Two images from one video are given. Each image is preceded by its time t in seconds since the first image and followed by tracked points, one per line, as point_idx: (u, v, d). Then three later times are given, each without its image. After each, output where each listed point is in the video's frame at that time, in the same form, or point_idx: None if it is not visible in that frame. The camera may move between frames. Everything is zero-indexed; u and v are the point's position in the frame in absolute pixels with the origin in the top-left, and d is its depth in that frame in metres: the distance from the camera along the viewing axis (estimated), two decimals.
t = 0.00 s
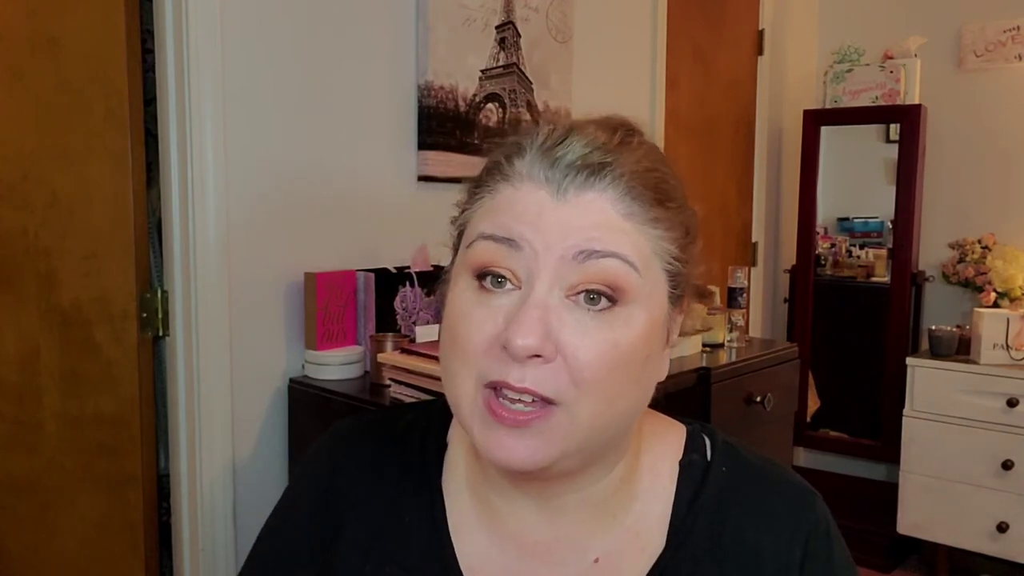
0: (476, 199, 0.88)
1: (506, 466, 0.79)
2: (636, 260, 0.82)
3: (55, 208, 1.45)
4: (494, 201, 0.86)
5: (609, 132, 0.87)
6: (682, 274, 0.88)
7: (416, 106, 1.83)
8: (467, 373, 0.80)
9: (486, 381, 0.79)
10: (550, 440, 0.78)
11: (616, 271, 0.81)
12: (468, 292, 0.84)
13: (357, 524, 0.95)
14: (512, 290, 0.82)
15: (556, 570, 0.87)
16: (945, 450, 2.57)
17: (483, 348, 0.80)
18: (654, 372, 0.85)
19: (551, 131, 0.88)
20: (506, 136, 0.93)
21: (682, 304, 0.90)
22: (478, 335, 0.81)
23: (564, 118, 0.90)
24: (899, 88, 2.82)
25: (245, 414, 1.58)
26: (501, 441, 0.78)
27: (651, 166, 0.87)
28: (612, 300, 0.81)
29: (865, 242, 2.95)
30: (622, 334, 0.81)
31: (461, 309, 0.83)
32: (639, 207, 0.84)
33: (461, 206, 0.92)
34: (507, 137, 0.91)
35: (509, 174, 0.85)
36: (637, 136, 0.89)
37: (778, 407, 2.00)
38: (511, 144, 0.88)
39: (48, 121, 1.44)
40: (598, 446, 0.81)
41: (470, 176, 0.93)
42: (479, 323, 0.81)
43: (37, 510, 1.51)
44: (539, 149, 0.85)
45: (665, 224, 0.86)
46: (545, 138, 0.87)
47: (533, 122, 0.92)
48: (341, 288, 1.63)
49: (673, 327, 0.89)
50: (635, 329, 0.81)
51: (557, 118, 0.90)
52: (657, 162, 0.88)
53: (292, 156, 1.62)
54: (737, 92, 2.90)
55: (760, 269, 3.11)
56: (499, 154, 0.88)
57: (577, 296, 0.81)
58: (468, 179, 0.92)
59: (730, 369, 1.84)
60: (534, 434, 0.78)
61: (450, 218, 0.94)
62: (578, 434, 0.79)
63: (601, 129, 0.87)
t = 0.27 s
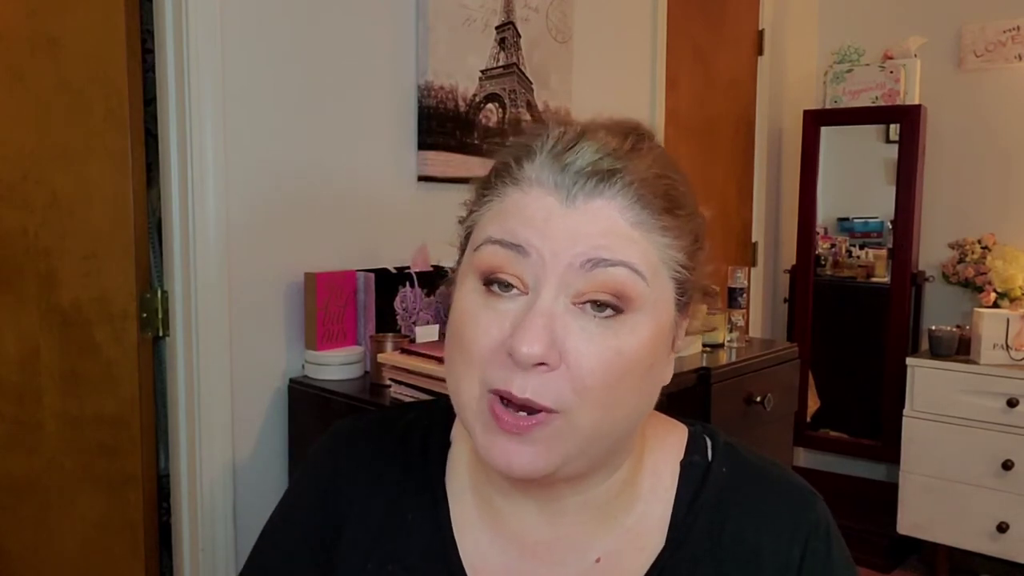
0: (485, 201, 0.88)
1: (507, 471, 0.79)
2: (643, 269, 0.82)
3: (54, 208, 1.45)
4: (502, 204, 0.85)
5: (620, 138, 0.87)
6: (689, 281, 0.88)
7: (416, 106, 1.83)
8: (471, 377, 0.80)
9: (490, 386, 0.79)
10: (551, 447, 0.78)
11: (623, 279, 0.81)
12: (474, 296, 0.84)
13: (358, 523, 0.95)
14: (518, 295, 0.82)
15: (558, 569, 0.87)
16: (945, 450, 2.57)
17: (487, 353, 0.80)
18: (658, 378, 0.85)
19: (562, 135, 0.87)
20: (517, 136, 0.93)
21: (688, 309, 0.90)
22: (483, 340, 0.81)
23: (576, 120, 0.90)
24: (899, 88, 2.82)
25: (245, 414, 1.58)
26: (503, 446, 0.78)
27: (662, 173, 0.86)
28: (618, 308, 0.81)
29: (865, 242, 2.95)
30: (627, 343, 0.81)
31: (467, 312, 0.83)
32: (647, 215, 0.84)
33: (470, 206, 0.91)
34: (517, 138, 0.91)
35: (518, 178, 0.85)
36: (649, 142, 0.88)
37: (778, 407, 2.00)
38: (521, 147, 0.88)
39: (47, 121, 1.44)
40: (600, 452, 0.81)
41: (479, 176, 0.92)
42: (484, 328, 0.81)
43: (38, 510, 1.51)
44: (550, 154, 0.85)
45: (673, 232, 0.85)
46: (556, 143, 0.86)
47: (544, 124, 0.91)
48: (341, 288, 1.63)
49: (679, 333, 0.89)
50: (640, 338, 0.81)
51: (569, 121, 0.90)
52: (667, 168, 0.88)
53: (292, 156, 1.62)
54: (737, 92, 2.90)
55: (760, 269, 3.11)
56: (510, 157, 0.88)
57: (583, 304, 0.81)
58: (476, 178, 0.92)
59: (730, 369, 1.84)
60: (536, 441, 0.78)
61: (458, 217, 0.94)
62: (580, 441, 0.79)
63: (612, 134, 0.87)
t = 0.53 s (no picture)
0: (488, 205, 0.88)
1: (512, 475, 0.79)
2: (648, 274, 0.82)
3: (55, 208, 1.45)
4: (506, 209, 0.85)
5: (625, 142, 0.86)
6: (692, 284, 0.88)
7: (416, 106, 1.83)
8: (474, 382, 0.80)
9: (495, 391, 0.79)
10: (556, 452, 0.78)
11: (627, 285, 0.81)
12: (478, 301, 0.84)
13: (359, 525, 0.95)
14: (522, 300, 0.82)
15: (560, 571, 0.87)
16: (944, 450, 2.57)
17: (491, 359, 0.80)
18: (662, 382, 0.85)
19: (566, 138, 0.87)
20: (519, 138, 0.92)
21: (690, 312, 0.90)
22: (487, 345, 0.80)
23: (579, 123, 0.89)
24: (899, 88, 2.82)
25: (246, 412, 1.58)
26: (507, 452, 0.78)
27: (665, 177, 0.86)
28: (623, 313, 0.81)
29: (865, 242, 2.95)
30: (631, 348, 0.81)
31: (470, 316, 0.83)
32: (652, 220, 0.84)
33: (472, 209, 0.91)
34: (520, 140, 0.90)
35: (522, 183, 0.85)
36: (652, 145, 0.88)
37: (778, 407, 2.00)
38: (525, 150, 0.88)
39: (47, 122, 1.43)
40: (604, 455, 0.81)
41: (481, 179, 0.92)
42: (488, 333, 0.81)
43: (38, 510, 1.50)
44: (554, 158, 0.85)
45: (677, 236, 0.86)
46: (560, 147, 0.86)
47: (547, 125, 0.91)
48: (342, 288, 1.63)
49: (681, 335, 0.89)
50: (644, 343, 0.81)
51: (573, 124, 0.90)
52: (671, 172, 0.88)
53: (292, 157, 1.62)
54: (737, 92, 2.90)
55: (759, 269, 3.11)
56: (513, 160, 0.88)
57: (587, 309, 0.81)
58: (478, 182, 0.92)
59: (730, 369, 1.84)
60: (541, 447, 0.78)
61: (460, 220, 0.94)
62: (584, 446, 0.79)
63: (616, 138, 0.87)
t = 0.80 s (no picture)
0: (491, 201, 0.87)
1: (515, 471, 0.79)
2: (651, 270, 0.82)
3: (54, 208, 1.45)
4: (510, 205, 0.85)
5: (628, 138, 0.87)
6: (695, 281, 0.88)
7: (416, 106, 1.83)
8: (477, 377, 0.80)
9: (499, 386, 0.79)
10: (559, 447, 0.78)
11: (630, 280, 0.81)
12: (482, 296, 0.83)
13: (360, 525, 0.95)
14: (525, 296, 0.82)
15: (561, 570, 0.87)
16: (944, 450, 2.57)
17: (495, 354, 0.80)
18: (664, 378, 0.85)
19: (570, 135, 0.87)
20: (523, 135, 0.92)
21: (693, 309, 0.90)
22: (491, 340, 0.80)
23: (582, 120, 0.89)
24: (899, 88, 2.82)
25: (246, 412, 1.58)
26: (510, 446, 0.78)
27: (669, 174, 0.86)
28: (626, 309, 0.81)
29: (865, 242, 2.95)
30: (635, 344, 0.81)
31: (474, 312, 0.83)
32: (656, 216, 0.84)
33: (475, 206, 0.91)
34: (523, 137, 0.90)
35: (526, 179, 0.85)
36: (656, 142, 0.88)
37: (778, 407, 2.00)
38: (528, 147, 0.88)
39: (47, 123, 1.43)
40: (606, 451, 0.81)
41: (484, 176, 0.92)
42: (492, 328, 0.81)
43: (38, 510, 1.51)
44: (558, 154, 0.85)
45: (681, 232, 0.86)
46: (563, 143, 0.86)
47: (551, 123, 0.91)
48: (342, 288, 1.63)
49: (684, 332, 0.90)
50: (647, 339, 0.82)
51: (576, 121, 0.90)
52: (674, 169, 0.88)
53: (292, 157, 1.62)
54: (737, 92, 2.90)
55: (759, 269, 3.11)
56: (517, 156, 0.88)
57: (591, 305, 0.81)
58: (481, 179, 0.92)
59: (730, 369, 1.84)
60: (544, 442, 0.78)
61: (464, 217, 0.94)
62: (587, 441, 0.79)
63: (620, 135, 0.87)
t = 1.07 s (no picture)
0: (492, 199, 0.87)
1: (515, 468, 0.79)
2: (652, 268, 0.83)
3: (55, 208, 1.43)
4: (512, 203, 0.85)
5: (630, 137, 0.87)
6: (695, 280, 0.88)
7: (416, 106, 1.83)
8: (478, 375, 0.80)
9: (500, 383, 0.79)
10: (560, 444, 0.78)
11: (631, 279, 0.81)
12: (483, 293, 0.83)
13: (362, 526, 0.95)
14: (527, 293, 0.82)
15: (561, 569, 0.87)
16: (944, 450, 2.57)
17: (496, 351, 0.80)
18: (664, 376, 0.85)
19: (572, 133, 0.87)
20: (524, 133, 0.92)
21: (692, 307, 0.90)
22: (492, 337, 0.80)
23: (584, 119, 0.89)
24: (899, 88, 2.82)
25: (245, 411, 1.58)
26: (511, 443, 0.78)
27: (670, 172, 0.87)
28: (627, 307, 0.82)
29: (865, 242, 2.95)
30: (635, 341, 0.81)
31: (475, 309, 0.83)
32: (657, 214, 0.84)
33: (476, 203, 0.91)
34: (525, 135, 0.90)
35: (528, 176, 0.85)
36: (657, 141, 0.88)
37: (778, 407, 2.00)
38: (530, 145, 0.87)
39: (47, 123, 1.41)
40: (606, 449, 0.82)
41: (485, 174, 0.92)
42: (494, 325, 0.81)
43: (39, 510, 1.49)
44: (560, 152, 0.85)
45: (682, 231, 0.86)
46: (566, 141, 0.86)
47: (552, 121, 0.91)
48: (342, 288, 1.63)
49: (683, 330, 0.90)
50: (648, 336, 0.82)
51: (578, 119, 0.90)
52: (675, 168, 0.88)
53: (292, 157, 1.62)
54: (737, 92, 2.90)
55: (759, 269, 3.11)
56: (519, 154, 0.88)
57: (592, 302, 0.81)
58: (483, 176, 0.92)
59: (730, 369, 1.84)
60: (545, 438, 0.78)
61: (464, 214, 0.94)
62: (588, 438, 0.79)
63: (622, 134, 0.87)
